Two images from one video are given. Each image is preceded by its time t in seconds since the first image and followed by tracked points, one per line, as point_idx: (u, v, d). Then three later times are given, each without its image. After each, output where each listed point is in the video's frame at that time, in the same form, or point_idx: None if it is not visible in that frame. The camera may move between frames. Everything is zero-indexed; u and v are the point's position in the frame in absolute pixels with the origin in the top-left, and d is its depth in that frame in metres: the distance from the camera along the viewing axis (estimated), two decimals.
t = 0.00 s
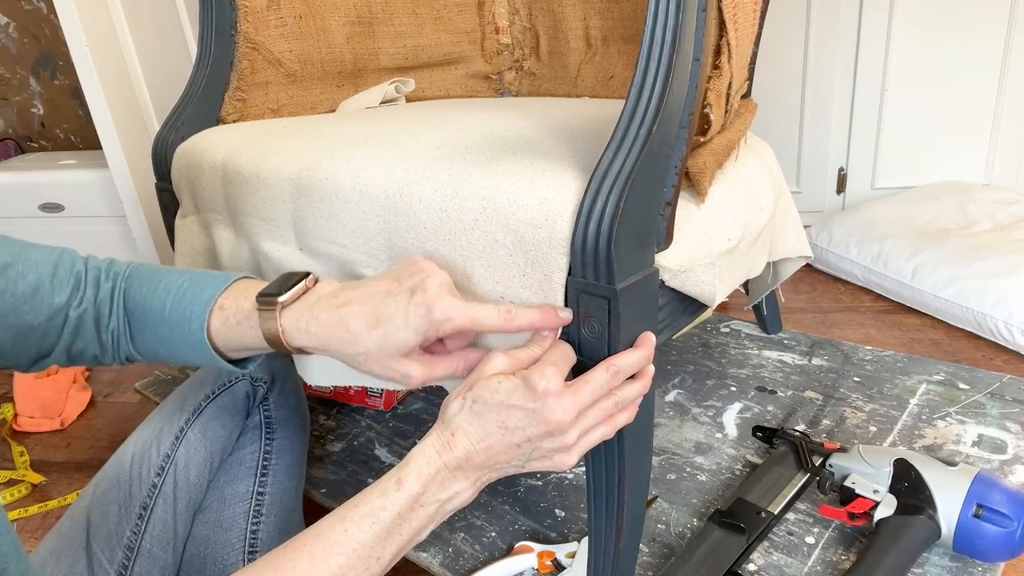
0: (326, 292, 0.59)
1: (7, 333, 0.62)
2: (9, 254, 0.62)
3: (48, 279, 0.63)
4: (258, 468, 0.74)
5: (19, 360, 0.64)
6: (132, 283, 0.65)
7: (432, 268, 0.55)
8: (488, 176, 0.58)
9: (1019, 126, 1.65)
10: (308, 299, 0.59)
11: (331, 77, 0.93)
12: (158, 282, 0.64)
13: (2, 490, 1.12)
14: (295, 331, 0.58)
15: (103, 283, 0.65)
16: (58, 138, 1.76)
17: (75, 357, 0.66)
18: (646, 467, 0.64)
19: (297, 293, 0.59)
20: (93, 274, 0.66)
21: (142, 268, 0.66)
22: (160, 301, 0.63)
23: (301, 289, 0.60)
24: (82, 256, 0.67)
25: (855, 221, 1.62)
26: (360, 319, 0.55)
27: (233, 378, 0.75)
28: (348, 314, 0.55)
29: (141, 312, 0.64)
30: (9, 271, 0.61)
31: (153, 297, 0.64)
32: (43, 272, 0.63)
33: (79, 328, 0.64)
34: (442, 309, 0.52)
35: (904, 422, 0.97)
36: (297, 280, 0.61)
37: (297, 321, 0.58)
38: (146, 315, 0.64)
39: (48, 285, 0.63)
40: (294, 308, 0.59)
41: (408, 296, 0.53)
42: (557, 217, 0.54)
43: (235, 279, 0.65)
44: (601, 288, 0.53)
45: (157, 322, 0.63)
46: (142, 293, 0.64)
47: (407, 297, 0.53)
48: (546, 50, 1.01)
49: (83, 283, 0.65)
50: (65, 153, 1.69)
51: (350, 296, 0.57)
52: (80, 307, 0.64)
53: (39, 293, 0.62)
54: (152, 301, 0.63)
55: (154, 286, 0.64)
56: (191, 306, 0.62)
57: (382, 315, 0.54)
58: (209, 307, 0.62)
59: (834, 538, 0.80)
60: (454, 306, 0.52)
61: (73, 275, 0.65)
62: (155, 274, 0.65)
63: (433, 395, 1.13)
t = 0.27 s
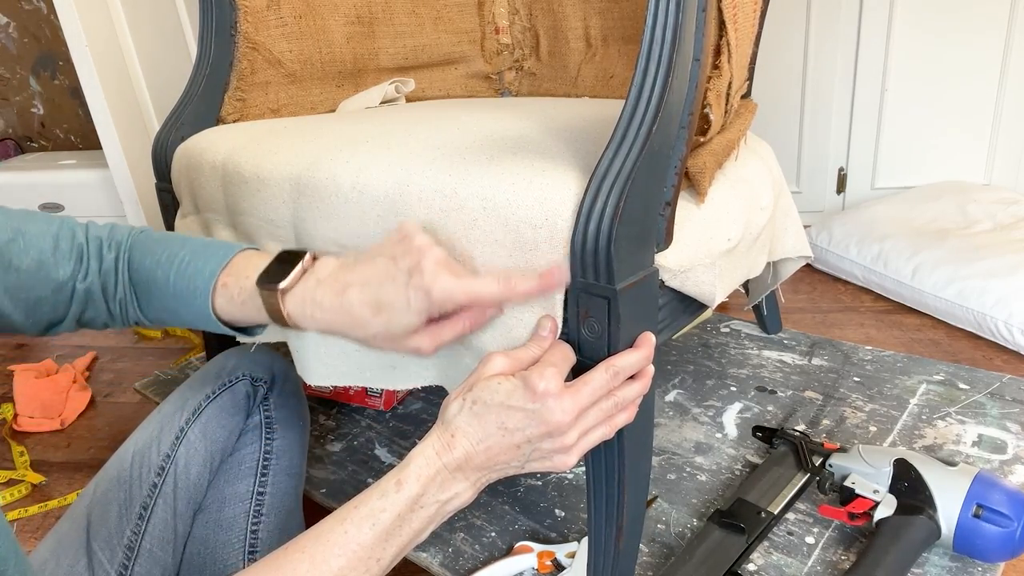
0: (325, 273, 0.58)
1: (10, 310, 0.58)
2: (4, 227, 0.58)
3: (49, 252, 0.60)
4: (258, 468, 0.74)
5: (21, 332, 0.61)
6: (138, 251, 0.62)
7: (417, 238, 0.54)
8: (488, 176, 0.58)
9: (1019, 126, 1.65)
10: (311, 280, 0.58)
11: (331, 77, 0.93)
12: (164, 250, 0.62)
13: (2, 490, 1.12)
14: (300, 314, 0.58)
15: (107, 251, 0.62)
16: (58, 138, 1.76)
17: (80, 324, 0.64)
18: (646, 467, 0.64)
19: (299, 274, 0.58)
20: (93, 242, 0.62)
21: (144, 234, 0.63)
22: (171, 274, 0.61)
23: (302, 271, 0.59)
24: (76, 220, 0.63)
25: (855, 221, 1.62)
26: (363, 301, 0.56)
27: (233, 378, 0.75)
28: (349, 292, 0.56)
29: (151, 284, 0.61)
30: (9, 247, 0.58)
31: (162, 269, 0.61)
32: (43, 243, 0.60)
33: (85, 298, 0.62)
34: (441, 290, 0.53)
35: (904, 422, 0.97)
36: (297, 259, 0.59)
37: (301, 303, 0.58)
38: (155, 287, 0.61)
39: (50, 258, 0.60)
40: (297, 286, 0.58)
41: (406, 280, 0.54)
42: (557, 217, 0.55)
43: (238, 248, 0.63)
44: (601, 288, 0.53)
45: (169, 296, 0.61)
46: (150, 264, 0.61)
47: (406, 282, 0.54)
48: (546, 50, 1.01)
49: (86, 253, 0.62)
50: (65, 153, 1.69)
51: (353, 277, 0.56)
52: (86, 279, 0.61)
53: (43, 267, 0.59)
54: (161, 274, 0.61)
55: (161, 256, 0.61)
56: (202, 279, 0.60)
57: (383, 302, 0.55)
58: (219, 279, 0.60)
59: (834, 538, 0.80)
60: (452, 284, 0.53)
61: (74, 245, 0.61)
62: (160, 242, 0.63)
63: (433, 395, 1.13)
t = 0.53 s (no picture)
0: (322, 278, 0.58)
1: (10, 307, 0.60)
2: (6, 226, 0.60)
3: (48, 250, 0.61)
4: (258, 468, 0.74)
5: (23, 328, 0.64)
6: (135, 249, 0.64)
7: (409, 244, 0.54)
8: (488, 176, 0.58)
9: (1019, 126, 1.65)
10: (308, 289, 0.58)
11: (331, 77, 0.93)
12: (160, 248, 0.63)
13: (2, 490, 1.12)
14: (294, 324, 0.58)
15: (106, 249, 0.64)
16: (58, 138, 1.76)
17: (80, 321, 0.65)
18: (646, 467, 0.64)
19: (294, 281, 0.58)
20: (92, 240, 0.64)
21: (142, 233, 0.65)
22: (166, 271, 0.62)
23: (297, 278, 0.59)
24: (77, 219, 0.65)
25: (855, 221, 1.62)
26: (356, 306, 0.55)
27: (233, 378, 0.75)
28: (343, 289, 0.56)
29: (146, 282, 0.63)
30: (9, 245, 0.59)
31: (157, 266, 0.62)
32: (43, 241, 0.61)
33: (83, 294, 0.63)
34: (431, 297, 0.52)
35: (904, 422, 0.97)
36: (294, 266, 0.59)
37: (295, 311, 0.57)
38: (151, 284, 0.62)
39: (49, 255, 0.61)
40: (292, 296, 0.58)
41: (396, 287, 0.53)
42: (557, 216, 0.55)
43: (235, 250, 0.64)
44: (601, 288, 0.53)
45: (163, 293, 0.62)
46: (146, 261, 0.63)
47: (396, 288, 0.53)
48: (546, 50, 1.01)
49: (84, 251, 0.63)
50: (65, 153, 1.69)
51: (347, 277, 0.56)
52: (84, 276, 0.63)
53: (42, 263, 0.61)
54: (157, 272, 0.62)
55: (157, 254, 0.63)
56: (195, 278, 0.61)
57: (374, 309, 0.54)
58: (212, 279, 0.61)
59: (834, 538, 0.80)
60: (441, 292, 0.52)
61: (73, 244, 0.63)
62: (156, 240, 0.64)
63: (433, 395, 1.13)
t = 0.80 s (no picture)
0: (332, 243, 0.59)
1: (10, 300, 0.60)
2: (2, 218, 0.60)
3: (47, 241, 0.62)
4: (258, 468, 0.74)
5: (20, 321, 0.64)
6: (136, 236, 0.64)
7: (390, 189, 0.51)
8: (488, 176, 0.58)
9: (1019, 126, 1.65)
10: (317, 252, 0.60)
11: (331, 77, 0.93)
12: (160, 234, 0.64)
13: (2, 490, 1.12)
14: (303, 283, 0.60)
15: (105, 237, 0.64)
16: (58, 139, 1.76)
17: (79, 314, 0.66)
18: (646, 467, 0.64)
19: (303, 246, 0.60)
20: (91, 230, 0.64)
21: (140, 221, 0.66)
22: (171, 254, 0.63)
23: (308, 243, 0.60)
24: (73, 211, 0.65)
25: (855, 220, 1.62)
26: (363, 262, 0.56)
27: (233, 378, 0.76)
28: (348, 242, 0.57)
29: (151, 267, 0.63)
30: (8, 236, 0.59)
31: (161, 250, 0.63)
32: (40, 232, 0.61)
33: (83, 285, 0.64)
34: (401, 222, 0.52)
35: (904, 422, 0.97)
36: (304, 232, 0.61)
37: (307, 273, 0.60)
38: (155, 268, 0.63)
39: (48, 247, 0.61)
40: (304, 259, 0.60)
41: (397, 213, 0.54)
42: (557, 217, 0.55)
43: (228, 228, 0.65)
44: (601, 288, 0.53)
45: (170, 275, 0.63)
46: (148, 246, 0.63)
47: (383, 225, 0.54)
48: (546, 50, 1.01)
49: (83, 241, 0.63)
50: (65, 153, 1.69)
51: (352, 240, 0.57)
52: (84, 266, 0.63)
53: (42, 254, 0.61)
54: (158, 257, 0.63)
55: (158, 238, 0.63)
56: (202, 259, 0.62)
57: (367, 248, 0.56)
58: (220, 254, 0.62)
59: (835, 538, 0.80)
60: (409, 221, 0.52)
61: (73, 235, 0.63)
62: (155, 228, 0.65)
63: (433, 395, 1.13)
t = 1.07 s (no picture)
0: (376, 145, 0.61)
1: (33, 261, 0.62)
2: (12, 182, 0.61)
3: (59, 199, 0.63)
4: (258, 468, 0.74)
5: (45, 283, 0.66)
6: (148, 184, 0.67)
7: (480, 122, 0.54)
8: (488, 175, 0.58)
9: (1019, 126, 1.65)
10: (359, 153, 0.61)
11: (331, 77, 0.93)
12: (173, 180, 0.67)
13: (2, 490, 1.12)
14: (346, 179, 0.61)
15: (118, 190, 0.67)
16: (58, 138, 1.76)
17: (99, 270, 0.68)
18: (646, 467, 0.64)
19: (347, 147, 0.62)
20: (101, 187, 0.67)
21: (149, 173, 0.68)
22: (190, 194, 0.66)
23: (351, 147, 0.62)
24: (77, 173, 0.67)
25: (855, 220, 1.62)
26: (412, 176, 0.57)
27: (233, 378, 0.76)
28: (396, 153, 0.59)
29: (169, 208, 0.67)
30: (20, 198, 0.61)
31: (178, 192, 0.66)
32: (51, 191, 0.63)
33: (100, 241, 0.66)
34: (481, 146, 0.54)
35: (904, 422, 0.97)
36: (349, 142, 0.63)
37: (348, 168, 0.60)
38: (175, 209, 0.66)
39: (59, 207, 0.63)
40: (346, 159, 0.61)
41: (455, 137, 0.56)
42: (557, 217, 0.55)
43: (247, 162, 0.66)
44: (601, 287, 0.53)
45: (192, 212, 0.66)
46: (165, 190, 0.67)
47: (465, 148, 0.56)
48: (546, 50, 1.01)
49: (94, 198, 0.66)
50: (65, 153, 1.69)
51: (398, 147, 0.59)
52: (100, 221, 0.65)
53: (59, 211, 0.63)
54: (182, 195, 0.66)
55: (173, 182, 0.67)
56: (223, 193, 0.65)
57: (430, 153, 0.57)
58: (246, 178, 0.65)
59: (835, 538, 0.80)
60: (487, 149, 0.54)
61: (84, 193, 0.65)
62: (167, 176, 0.67)
63: (433, 394, 1.13)
